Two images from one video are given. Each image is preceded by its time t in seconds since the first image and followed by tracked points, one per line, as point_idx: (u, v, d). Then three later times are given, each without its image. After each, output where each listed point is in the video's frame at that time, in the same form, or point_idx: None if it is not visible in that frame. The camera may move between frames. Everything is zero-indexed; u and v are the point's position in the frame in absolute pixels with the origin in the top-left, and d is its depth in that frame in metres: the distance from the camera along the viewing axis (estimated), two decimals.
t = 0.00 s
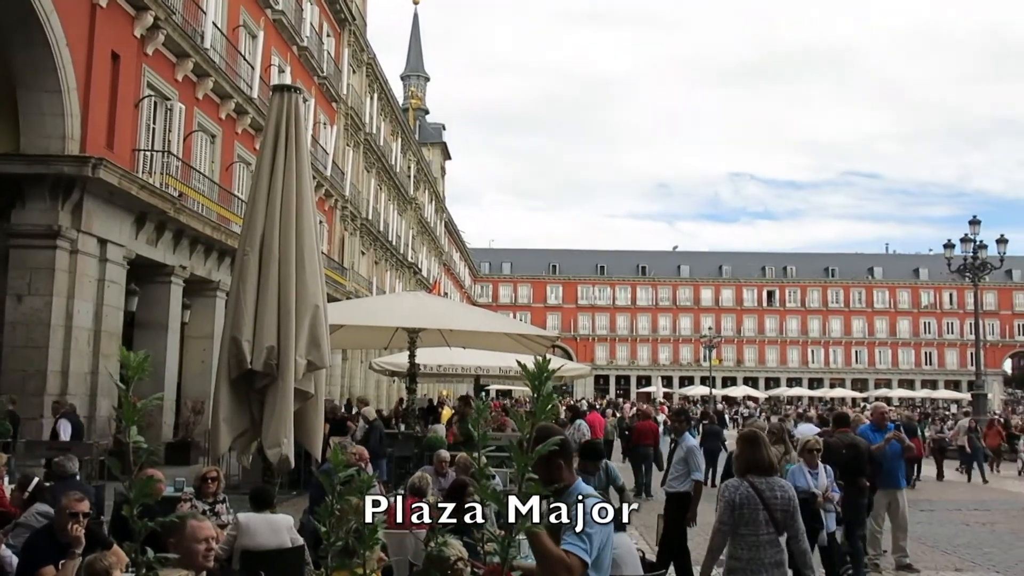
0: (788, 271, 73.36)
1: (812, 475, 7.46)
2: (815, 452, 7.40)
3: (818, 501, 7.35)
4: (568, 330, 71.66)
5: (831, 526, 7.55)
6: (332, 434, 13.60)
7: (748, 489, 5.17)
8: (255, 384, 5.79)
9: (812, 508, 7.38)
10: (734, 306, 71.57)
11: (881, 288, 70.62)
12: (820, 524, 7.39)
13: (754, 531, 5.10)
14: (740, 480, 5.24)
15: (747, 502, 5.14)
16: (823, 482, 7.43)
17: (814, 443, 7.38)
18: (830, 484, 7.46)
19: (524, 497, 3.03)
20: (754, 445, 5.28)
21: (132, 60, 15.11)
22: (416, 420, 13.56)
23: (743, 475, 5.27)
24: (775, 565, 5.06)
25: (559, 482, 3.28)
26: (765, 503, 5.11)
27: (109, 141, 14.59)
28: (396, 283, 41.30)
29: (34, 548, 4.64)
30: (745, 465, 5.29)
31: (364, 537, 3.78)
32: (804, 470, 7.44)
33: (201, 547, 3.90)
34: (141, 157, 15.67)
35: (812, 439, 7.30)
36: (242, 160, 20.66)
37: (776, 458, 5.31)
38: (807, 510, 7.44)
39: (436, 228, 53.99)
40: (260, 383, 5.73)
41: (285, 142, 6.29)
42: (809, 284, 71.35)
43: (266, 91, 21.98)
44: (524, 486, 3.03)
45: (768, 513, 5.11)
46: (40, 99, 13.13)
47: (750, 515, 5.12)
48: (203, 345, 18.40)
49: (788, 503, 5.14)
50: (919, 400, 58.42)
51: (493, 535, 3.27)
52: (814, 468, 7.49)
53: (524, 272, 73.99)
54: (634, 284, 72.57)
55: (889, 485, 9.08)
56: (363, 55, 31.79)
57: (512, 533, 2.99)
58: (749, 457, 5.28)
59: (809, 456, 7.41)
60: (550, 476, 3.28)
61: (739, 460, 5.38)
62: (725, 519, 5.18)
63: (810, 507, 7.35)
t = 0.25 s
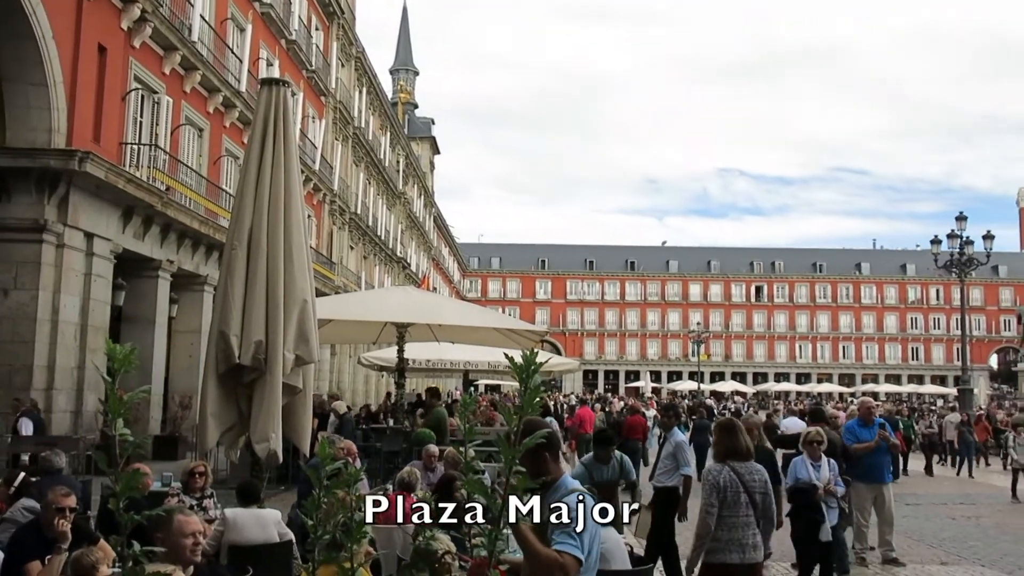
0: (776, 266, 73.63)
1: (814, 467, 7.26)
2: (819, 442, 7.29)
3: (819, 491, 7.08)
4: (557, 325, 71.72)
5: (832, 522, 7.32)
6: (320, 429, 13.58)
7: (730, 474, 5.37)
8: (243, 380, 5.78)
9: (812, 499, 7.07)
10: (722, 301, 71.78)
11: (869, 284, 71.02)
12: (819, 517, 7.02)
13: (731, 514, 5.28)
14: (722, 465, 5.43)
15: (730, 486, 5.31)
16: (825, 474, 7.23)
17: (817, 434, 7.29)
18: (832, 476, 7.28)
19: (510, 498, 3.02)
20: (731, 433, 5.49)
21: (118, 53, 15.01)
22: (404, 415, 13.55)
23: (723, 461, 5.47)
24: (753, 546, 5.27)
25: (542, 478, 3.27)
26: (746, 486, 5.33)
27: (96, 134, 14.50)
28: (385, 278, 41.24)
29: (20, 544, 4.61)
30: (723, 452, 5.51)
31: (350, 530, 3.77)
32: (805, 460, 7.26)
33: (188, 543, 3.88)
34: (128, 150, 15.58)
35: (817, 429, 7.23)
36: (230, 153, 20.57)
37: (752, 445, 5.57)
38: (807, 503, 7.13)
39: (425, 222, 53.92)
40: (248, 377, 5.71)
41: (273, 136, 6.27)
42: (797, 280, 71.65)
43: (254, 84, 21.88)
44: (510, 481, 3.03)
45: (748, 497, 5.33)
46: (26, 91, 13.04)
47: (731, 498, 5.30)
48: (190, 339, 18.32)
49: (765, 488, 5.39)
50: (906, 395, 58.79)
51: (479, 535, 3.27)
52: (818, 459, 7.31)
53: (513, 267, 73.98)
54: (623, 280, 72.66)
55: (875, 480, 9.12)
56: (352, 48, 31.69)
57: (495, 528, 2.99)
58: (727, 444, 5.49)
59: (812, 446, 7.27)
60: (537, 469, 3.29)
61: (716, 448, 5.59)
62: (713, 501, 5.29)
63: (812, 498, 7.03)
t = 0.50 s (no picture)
0: (764, 262, 73.85)
1: (812, 467, 7.34)
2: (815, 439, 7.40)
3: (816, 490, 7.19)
4: (546, 320, 71.75)
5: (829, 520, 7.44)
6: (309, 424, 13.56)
7: (701, 471, 5.45)
8: (231, 374, 5.76)
9: (808, 498, 7.12)
10: (711, 296, 71.94)
11: (856, 280, 71.36)
12: (815, 517, 7.02)
13: (703, 508, 5.38)
14: (692, 463, 5.53)
15: (701, 482, 5.40)
16: (822, 471, 7.34)
17: (812, 432, 7.39)
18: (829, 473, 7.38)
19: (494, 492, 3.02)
20: (700, 430, 5.59)
21: (105, 46, 14.91)
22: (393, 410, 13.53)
23: (695, 459, 5.57)
24: (726, 540, 5.38)
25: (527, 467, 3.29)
26: (716, 482, 5.44)
27: (82, 128, 14.41)
28: (374, 273, 41.15)
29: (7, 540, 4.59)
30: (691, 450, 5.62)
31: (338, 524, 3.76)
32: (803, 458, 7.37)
33: (175, 537, 3.87)
34: (115, 144, 15.48)
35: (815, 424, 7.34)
36: (217, 147, 20.48)
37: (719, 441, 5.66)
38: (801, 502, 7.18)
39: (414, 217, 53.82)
40: (236, 372, 5.69)
41: (261, 131, 6.24)
42: (785, 275, 71.88)
43: (242, 78, 21.77)
44: (498, 474, 3.04)
45: (718, 491, 5.43)
46: (11, 84, 12.94)
47: (703, 493, 5.39)
48: (178, 334, 18.24)
49: (734, 483, 5.51)
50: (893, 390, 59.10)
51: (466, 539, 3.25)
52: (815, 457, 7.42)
53: (502, 262, 73.91)
54: (612, 275, 72.73)
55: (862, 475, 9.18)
56: (341, 42, 31.54)
57: (482, 523, 3.00)
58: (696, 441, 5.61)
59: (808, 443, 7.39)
60: (524, 463, 3.29)
61: (687, 446, 5.70)
62: (685, 496, 5.36)
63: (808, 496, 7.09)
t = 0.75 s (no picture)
0: (752, 258, 74.10)
1: (804, 464, 7.35)
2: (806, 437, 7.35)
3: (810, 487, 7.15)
4: (534, 316, 71.78)
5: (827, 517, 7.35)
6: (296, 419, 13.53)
7: (671, 463, 5.61)
8: (218, 368, 5.74)
9: (804, 495, 6.94)
10: (699, 292, 72.14)
11: (843, 276, 71.73)
12: (813, 514, 6.83)
13: (673, 497, 5.56)
14: (662, 454, 5.67)
15: (671, 473, 5.57)
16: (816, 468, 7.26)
17: (801, 429, 7.35)
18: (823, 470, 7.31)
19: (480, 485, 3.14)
20: (666, 422, 5.74)
21: (91, 38, 14.82)
22: (382, 405, 13.51)
23: (662, 450, 5.71)
24: (692, 528, 5.61)
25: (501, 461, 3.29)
26: (684, 472, 5.63)
27: (69, 121, 14.33)
28: (362, 268, 41.06)
29: None
30: (660, 441, 5.76)
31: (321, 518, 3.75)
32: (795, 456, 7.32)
33: (161, 532, 3.85)
34: (101, 136, 15.38)
35: (802, 423, 7.33)
36: (205, 140, 20.38)
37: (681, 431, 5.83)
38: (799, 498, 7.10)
39: (403, 212, 53.74)
40: (224, 367, 5.66)
41: (250, 124, 6.21)
42: (773, 271, 72.17)
43: (230, 71, 21.68)
44: (480, 468, 3.19)
45: (686, 482, 5.65)
46: None
47: (673, 485, 5.56)
48: (165, 328, 18.16)
49: (699, 472, 5.73)
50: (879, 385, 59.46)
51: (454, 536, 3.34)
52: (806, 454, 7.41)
53: (490, 257, 73.90)
54: (601, 270, 72.79)
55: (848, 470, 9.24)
56: (330, 36, 31.42)
57: (471, 518, 3.09)
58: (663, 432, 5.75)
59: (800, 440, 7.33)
60: (507, 456, 3.30)
61: (653, 438, 5.84)
62: (657, 488, 5.49)
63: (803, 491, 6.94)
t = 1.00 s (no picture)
0: (738, 254, 74.33)
1: (795, 460, 6.98)
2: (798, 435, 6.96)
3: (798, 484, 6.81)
4: (521, 311, 71.79)
5: (817, 516, 6.93)
6: (281, 415, 13.48)
7: (646, 454, 5.80)
8: (203, 363, 5.72)
9: (795, 493, 6.84)
10: (685, 288, 72.34)
11: (828, 273, 72.13)
12: (803, 511, 6.82)
13: (647, 485, 5.77)
14: (638, 446, 5.83)
15: (648, 465, 5.77)
16: (807, 465, 6.93)
17: (791, 423, 7.01)
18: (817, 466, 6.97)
19: (460, 483, 3.05)
20: (635, 415, 5.91)
21: (75, 30, 14.70)
22: (367, 401, 13.48)
23: (635, 441, 5.87)
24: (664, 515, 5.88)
25: (488, 453, 3.27)
26: (657, 463, 5.86)
27: (52, 113, 14.21)
28: (348, 262, 40.94)
29: None
30: (629, 435, 5.90)
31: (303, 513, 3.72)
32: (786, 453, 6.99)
33: (144, 527, 3.83)
34: (85, 129, 15.28)
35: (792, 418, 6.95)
36: (191, 134, 20.30)
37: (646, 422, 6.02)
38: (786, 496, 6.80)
39: (389, 206, 53.62)
40: (208, 361, 5.64)
41: (234, 116, 6.16)
42: (758, 268, 72.48)
43: (216, 65, 21.58)
44: (461, 463, 3.07)
45: (658, 471, 5.88)
46: None
47: (650, 475, 5.77)
48: (149, 323, 18.06)
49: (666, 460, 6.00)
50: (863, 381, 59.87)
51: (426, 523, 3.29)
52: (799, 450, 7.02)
53: (477, 252, 73.83)
54: (587, 266, 72.86)
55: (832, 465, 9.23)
56: (317, 29, 31.28)
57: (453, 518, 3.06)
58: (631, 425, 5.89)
59: (792, 437, 6.96)
60: (488, 449, 3.27)
61: (620, 430, 6.00)
62: (637, 480, 5.70)
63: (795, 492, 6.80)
